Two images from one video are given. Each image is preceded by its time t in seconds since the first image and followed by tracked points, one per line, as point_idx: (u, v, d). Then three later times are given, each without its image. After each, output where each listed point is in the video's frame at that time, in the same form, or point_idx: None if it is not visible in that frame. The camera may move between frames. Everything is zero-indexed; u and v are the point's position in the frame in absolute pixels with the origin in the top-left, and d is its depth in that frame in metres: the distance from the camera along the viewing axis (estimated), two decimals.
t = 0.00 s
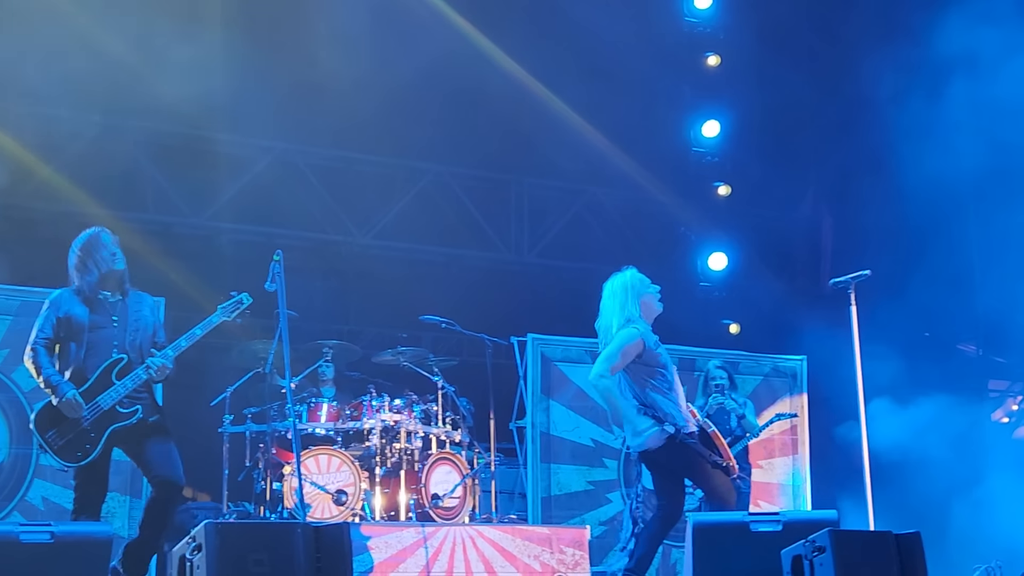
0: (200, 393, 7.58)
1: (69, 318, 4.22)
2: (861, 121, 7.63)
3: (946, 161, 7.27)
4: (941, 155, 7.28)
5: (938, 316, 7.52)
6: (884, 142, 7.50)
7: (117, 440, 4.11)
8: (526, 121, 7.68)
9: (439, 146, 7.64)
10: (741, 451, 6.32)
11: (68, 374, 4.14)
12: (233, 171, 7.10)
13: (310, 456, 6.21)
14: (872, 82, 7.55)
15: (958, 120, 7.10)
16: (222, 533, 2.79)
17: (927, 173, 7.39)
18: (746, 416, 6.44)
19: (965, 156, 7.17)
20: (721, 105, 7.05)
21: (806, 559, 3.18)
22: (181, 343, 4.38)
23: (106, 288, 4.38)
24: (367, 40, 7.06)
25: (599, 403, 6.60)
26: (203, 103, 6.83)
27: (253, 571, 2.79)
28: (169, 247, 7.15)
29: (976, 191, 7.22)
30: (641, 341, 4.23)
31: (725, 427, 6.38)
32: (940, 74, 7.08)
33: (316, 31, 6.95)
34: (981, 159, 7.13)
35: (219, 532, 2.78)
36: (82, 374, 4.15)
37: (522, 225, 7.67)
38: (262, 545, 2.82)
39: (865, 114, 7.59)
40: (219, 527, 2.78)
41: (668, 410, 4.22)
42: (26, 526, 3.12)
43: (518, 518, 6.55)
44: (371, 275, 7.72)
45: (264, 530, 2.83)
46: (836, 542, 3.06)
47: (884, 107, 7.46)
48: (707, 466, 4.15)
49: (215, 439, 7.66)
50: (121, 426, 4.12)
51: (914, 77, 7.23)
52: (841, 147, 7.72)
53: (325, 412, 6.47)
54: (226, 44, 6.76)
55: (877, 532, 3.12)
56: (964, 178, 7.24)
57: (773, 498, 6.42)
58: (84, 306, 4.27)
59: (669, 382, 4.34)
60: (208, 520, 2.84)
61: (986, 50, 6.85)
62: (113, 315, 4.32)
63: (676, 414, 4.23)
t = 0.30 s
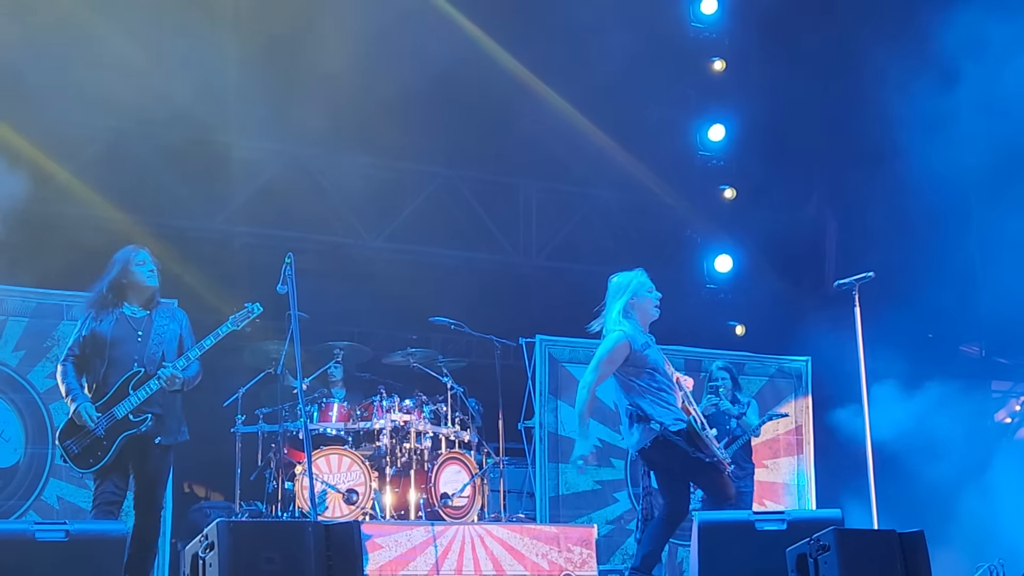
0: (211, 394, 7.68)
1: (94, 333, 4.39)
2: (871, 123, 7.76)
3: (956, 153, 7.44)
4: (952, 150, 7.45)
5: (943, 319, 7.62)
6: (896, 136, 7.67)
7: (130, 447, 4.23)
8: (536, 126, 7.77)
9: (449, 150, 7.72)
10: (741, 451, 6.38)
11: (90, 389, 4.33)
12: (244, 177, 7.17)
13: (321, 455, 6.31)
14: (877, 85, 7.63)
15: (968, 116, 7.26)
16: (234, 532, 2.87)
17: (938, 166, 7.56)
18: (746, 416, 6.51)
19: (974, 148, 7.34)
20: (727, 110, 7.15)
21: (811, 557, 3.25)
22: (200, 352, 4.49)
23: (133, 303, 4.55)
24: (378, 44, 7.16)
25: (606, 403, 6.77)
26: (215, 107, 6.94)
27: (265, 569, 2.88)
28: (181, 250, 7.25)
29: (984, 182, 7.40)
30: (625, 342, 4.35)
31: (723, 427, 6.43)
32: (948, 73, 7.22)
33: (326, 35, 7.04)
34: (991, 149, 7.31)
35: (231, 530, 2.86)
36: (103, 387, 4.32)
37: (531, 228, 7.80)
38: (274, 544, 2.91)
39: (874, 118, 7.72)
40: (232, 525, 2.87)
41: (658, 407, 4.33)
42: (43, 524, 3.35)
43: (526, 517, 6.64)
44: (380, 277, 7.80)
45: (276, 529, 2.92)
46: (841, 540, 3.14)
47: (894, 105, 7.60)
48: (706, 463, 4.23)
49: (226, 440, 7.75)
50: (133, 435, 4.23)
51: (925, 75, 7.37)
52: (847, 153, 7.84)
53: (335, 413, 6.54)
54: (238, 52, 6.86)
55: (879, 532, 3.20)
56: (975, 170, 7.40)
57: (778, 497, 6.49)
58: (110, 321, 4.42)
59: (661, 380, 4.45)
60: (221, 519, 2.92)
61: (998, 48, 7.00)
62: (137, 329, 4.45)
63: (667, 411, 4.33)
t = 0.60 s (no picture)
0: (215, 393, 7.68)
1: (107, 333, 4.52)
2: (878, 121, 7.77)
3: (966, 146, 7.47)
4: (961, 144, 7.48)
5: (947, 319, 7.65)
6: (907, 131, 7.70)
7: (131, 447, 4.38)
8: (540, 127, 7.77)
9: (453, 151, 7.73)
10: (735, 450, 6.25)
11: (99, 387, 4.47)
12: (248, 177, 7.18)
13: (324, 456, 6.31)
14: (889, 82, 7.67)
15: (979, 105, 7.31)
16: (236, 532, 2.87)
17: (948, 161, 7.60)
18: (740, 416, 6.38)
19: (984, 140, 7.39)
20: (731, 110, 7.16)
21: (815, 557, 3.25)
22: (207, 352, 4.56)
23: (150, 305, 4.66)
24: (384, 47, 7.16)
25: (611, 404, 6.76)
26: (220, 108, 6.95)
27: (268, 569, 2.87)
28: (185, 249, 7.26)
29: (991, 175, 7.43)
30: (636, 335, 4.38)
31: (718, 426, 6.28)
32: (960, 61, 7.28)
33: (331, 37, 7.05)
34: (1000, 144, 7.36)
35: (235, 531, 2.87)
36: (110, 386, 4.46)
37: (534, 228, 7.82)
38: (279, 544, 2.91)
39: (881, 116, 7.75)
40: (235, 526, 2.87)
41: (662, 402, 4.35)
42: (46, 524, 3.36)
43: (529, 518, 6.63)
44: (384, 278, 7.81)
45: (279, 529, 2.92)
46: (845, 540, 3.13)
47: (906, 99, 7.64)
48: (707, 461, 4.27)
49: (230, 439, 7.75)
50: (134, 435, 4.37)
51: (935, 66, 7.42)
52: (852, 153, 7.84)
53: (339, 413, 6.55)
54: (243, 54, 6.86)
55: (885, 533, 3.20)
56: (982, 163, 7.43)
57: (782, 498, 6.49)
58: (124, 323, 4.55)
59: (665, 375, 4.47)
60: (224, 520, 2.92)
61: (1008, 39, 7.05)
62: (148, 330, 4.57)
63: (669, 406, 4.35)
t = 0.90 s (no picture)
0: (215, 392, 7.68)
1: (112, 345, 4.79)
2: (874, 116, 7.79)
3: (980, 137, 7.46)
4: (972, 136, 7.48)
5: (945, 316, 7.60)
6: (915, 126, 7.69)
7: (132, 463, 4.62)
8: (540, 125, 7.77)
9: (453, 149, 7.74)
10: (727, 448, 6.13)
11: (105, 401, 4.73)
12: (249, 175, 7.19)
13: (324, 454, 6.32)
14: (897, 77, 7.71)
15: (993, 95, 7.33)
16: (235, 530, 2.87)
17: (958, 154, 7.57)
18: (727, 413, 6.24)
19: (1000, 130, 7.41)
20: (731, 107, 7.17)
21: (815, 555, 3.25)
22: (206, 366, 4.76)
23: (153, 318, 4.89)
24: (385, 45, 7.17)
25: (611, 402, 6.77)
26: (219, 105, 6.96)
27: (267, 566, 2.88)
28: (184, 247, 7.27)
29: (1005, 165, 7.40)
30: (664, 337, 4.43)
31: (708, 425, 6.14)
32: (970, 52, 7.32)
33: (331, 35, 7.05)
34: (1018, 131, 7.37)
35: (233, 528, 2.87)
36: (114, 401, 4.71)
37: (534, 226, 7.83)
38: (277, 542, 2.91)
39: (883, 113, 7.76)
40: (233, 523, 2.87)
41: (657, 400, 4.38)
42: (45, 523, 3.36)
43: (529, 515, 6.63)
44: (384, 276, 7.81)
45: (277, 527, 2.93)
46: (845, 538, 3.13)
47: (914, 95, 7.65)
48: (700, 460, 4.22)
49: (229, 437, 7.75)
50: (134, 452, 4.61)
51: (946, 58, 7.46)
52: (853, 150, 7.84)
53: (339, 411, 6.56)
54: (244, 52, 6.88)
55: (885, 530, 3.19)
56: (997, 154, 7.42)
57: (782, 495, 6.50)
58: (127, 335, 4.82)
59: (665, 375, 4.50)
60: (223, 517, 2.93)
61: None
62: (148, 343, 4.82)
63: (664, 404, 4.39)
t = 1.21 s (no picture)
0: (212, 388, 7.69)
1: (113, 356, 4.85)
2: (871, 111, 7.79)
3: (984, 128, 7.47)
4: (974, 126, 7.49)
5: (943, 312, 7.65)
6: (917, 120, 7.70)
7: (137, 471, 4.68)
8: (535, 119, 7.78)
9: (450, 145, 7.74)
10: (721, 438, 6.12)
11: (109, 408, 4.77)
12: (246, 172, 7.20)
13: (321, 450, 6.29)
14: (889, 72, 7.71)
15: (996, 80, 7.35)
16: (232, 526, 2.86)
17: (962, 143, 7.57)
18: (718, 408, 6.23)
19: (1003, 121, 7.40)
20: (727, 102, 7.16)
21: (810, 549, 3.25)
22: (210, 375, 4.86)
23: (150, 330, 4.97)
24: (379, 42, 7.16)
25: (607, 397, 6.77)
26: (215, 101, 6.96)
27: (262, 562, 2.87)
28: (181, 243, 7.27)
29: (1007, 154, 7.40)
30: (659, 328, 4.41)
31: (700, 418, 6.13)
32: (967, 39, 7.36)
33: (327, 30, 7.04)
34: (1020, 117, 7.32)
35: (229, 523, 2.86)
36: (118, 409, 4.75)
37: (531, 221, 7.83)
38: (273, 537, 2.91)
39: (880, 110, 7.79)
40: (230, 518, 2.86)
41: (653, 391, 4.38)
42: (41, 518, 3.37)
43: (526, 510, 6.64)
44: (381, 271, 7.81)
45: (274, 522, 2.92)
46: (839, 533, 3.12)
47: (913, 88, 7.66)
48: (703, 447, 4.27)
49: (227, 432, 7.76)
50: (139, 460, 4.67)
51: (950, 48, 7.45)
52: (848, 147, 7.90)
53: (336, 406, 6.57)
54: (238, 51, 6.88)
55: (879, 524, 3.20)
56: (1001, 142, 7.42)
57: (779, 490, 6.51)
58: (128, 348, 4.88)
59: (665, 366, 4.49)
60: (219, 512, 2.92)
61: None
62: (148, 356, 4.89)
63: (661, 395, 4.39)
